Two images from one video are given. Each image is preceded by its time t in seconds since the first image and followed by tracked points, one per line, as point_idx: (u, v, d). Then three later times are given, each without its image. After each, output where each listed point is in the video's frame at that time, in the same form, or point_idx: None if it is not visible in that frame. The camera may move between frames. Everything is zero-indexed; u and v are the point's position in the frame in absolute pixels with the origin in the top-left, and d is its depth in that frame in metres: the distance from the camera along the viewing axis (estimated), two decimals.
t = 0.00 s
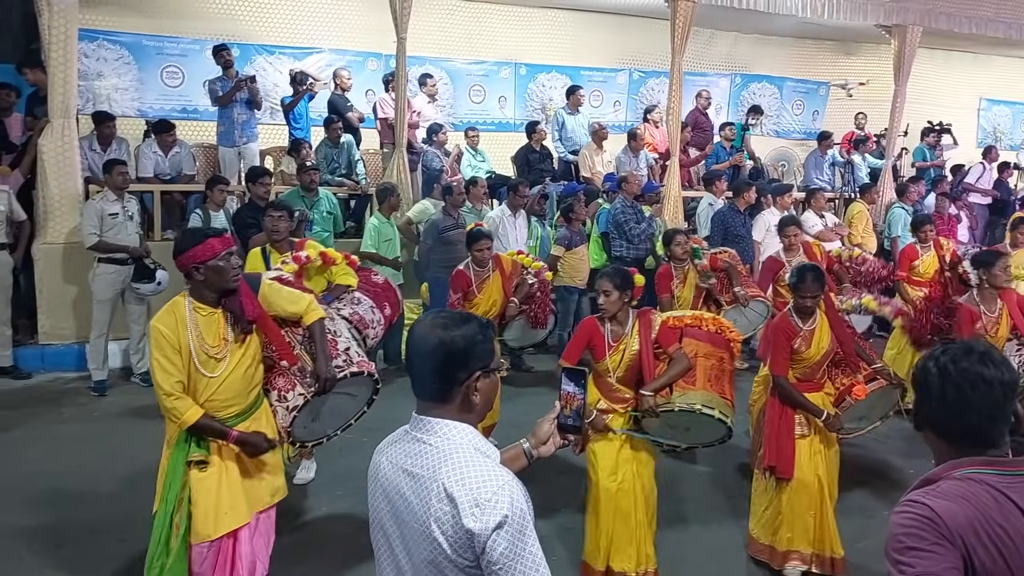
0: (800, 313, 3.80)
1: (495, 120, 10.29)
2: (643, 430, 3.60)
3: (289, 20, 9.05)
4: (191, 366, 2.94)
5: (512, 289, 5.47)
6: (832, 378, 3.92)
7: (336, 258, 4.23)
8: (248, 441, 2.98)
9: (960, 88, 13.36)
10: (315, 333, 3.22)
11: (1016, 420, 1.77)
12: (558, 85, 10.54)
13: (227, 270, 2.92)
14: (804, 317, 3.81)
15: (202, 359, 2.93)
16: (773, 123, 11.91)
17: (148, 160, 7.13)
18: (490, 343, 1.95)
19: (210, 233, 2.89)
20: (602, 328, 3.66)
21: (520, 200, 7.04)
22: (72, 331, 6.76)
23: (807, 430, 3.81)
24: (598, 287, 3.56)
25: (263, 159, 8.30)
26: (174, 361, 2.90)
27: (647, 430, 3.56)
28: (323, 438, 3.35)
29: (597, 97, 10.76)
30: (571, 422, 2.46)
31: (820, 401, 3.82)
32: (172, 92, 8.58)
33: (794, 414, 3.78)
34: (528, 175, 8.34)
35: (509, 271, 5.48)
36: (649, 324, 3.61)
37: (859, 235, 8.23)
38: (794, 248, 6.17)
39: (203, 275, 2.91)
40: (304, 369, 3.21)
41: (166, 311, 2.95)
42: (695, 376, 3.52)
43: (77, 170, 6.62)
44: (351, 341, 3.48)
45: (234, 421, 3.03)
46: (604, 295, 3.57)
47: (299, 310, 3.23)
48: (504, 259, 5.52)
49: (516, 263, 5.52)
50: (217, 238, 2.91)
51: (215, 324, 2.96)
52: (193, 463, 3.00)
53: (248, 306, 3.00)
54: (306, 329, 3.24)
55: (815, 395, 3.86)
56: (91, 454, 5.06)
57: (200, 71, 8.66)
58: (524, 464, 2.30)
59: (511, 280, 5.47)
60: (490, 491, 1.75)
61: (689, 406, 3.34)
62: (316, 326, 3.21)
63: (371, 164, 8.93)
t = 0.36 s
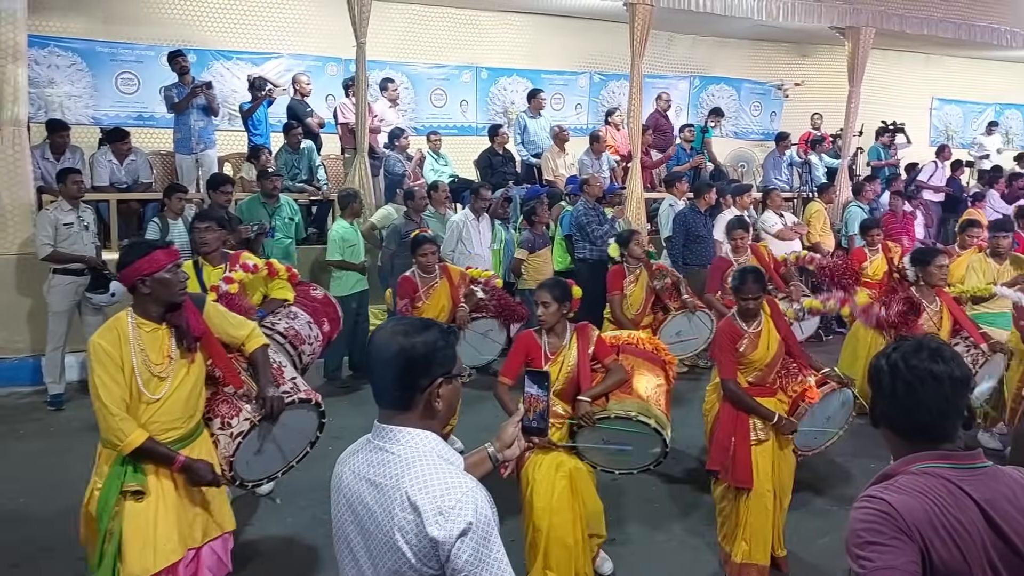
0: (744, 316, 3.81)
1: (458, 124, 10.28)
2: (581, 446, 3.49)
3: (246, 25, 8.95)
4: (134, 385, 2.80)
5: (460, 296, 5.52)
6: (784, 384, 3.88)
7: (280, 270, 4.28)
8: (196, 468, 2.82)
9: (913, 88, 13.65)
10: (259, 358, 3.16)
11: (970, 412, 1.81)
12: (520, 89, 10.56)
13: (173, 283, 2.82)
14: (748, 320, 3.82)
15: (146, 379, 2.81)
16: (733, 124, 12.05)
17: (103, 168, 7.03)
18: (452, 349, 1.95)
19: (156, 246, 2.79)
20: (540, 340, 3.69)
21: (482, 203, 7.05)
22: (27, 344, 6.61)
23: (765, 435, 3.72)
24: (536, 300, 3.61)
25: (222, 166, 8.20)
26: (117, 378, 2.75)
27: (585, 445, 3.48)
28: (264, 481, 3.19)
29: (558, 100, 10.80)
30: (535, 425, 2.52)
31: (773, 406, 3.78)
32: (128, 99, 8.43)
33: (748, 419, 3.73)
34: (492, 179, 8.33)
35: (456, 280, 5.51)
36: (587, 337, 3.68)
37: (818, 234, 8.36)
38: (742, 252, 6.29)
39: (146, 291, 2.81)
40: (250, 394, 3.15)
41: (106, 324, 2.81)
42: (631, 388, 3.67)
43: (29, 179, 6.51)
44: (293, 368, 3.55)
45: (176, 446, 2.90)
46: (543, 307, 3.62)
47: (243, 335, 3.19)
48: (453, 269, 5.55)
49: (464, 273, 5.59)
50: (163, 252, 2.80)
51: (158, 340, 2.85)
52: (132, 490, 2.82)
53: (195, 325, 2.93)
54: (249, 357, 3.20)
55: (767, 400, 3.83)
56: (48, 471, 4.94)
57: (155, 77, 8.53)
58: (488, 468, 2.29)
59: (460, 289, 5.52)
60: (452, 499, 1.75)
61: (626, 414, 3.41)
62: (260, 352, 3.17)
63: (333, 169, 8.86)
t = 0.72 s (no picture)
0: (706, 310, 3.79)
1: (432, 127, 10.26)
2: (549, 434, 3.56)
3: (216, 29, 8.87)
4: (86, 392, 2.67)
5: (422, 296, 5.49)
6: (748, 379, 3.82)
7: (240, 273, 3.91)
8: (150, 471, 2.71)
9: (882, 88, 13.82)
10: (218, 356, 2.93)
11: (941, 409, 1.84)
12: (493, 92, 10.56)
13: (112, 294, 2.67)
14: (709, 313, 3.79)
15: (96, 384, 2.66)
16: (705, 125, 12.14)
17: (72, 175, 6.93)
18: (427, 354, 1.94)
19: (98, 251, 2.65)
20: (505, 330, 3.73)
21: (456, 206, 7.03)
22: None
23: (724, 430, 3.65)
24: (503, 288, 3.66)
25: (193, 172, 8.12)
26: (65, 388, 2.63)
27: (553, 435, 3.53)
28: (234, 466, 3.16)
29: (532, 102, 10.81)
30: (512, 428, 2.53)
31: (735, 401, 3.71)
32: (96, 105, 8.34)
33: (708, 415, 3.65)
34: (466, 182, 8.32)
35: (417, 277, 5.49)
36: (551, 327, 3.60)
37: (791, 233, 8.43)
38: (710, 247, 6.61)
39: (89, 297, 2.66)
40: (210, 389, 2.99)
41: (52, 333, 2.68)
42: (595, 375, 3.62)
43: None
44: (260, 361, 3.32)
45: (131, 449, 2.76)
46: (510, 292, 3.67)
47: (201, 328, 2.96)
48: (415, 266, 5.52)
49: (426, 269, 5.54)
50: (105, 255, 2.65)
51: (109, 346, 2.70)
52: (92, 490, 2.69)
53: (145, 327, 2.76)
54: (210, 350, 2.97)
55: (728, 395, 3.76)
56: (20, 484, 4.85)
57: (124, 83, 8.45)
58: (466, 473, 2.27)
59: (422, 286, 5.49)
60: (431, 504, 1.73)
61: (590, 405, 3.39)
62: (220, 345, 2.94)
63: (306, 174, 8.80)
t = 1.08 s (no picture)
0: (649, 304, 3.88)
1: (409, 129, 10.23)
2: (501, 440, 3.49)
3: (190, 30, 8.79)
4: (8, 393, 2.58)
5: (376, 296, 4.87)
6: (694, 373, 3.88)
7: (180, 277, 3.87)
8: (60, 486, 2.58)
9: (856, 89, 13.97)
10: (153, 376, 2.86)
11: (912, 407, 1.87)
12: (471, 93, 10.56)
13: (24, 296, 2.55)
14: (653, 308, 3.88)
15: (17, 387, 2.57)
16: (682, 126, 12.22)
17: (44, 179, 6.84)
18: (407, 357, 1.94)
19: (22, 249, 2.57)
20: (466, 329, 3.74)
21: (434, 207, 7.02)
22: None
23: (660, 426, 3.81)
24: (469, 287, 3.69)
25: (168, 175, 8.04)
26: None
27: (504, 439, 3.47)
28: (158, 499, 2.99)
29: (510, 103, 10.82)
30: (491, 431, 2.52)
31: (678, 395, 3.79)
32: (68, 107, 8.23)
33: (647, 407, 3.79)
34: (445, 184, 8.30)
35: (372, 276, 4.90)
36: (511, 330, 3.66)
37: (767, 233, 8.49)
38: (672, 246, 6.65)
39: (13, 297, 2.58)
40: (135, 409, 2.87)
41: None
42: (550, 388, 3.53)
43: None
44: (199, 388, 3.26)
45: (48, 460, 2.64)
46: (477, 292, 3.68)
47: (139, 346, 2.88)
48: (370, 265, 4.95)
49: (384, 269, 4.97)
50: (29, 256, 2.58)
51: (35, 349, 2.62)
52: None
53: (78, 336, 2.66)
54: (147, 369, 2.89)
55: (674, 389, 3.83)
56: None
57: (97, 86, 8.35)
58: (445, 476, 2.28)
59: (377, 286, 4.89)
60: (412, 506, 1.72)
61: (535, 414, 3.32)
62: (154, 366, 2.85)
63: (283, 177, 8.74)
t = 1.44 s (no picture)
0: (610, 303, 3.76)
1: (390, 130, 10.21)
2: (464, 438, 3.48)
3: (168, 31, 8.72)
4: None
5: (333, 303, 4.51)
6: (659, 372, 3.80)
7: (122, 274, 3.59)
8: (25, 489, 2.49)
9: (834, 90, 14.09)
10: (113, 370, 2.71)
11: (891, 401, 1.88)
12: (451, 94, 10.55)
13: None
14: (614, 307, 3.76)
15: None
16: (663, 128, 12.28)
17: (19, 181, 6.75)
18: (389, 361, 1.93)
19: None
20: (421, 330, 3.56)
21: (415, 209, 7.00)
22: None
23: (622, 426, 3.77)
24: (437, 286, 3.51)
25: (146, 176, 7.97)
26: None
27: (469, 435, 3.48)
28: (134, 490, 2.96)
29: (491, 105, 10.83)
30: (473, 433, 2.51)
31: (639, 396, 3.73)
32: (44, 109, 8.14)
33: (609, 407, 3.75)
34: (426, 185, 8.29)
35: (332, 283, 4.55)
36: (467, 326, 3.48)
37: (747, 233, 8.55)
38: (636, 245, 6.49)
39: None
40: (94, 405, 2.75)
41: None
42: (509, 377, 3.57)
43: None
44: (168, 379, 3.07)
45: (13, 463, 2.54)
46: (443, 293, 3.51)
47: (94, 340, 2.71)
48: (331, 270, 4.61)
49: (347, 276, 4.59)
50: None
51: None
52: None
53: (22, 338, 2.48)
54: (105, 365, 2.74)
55: (635, 389, 3.76)
56: None
57: (73, 87, 8.27)
58: (427, 480, 2.27)
59: (337, 292, 4.53)
60: (395, 509, 1.71)
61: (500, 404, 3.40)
62: (114, 363, 2.71)
63: (263, 178, 8.69)
